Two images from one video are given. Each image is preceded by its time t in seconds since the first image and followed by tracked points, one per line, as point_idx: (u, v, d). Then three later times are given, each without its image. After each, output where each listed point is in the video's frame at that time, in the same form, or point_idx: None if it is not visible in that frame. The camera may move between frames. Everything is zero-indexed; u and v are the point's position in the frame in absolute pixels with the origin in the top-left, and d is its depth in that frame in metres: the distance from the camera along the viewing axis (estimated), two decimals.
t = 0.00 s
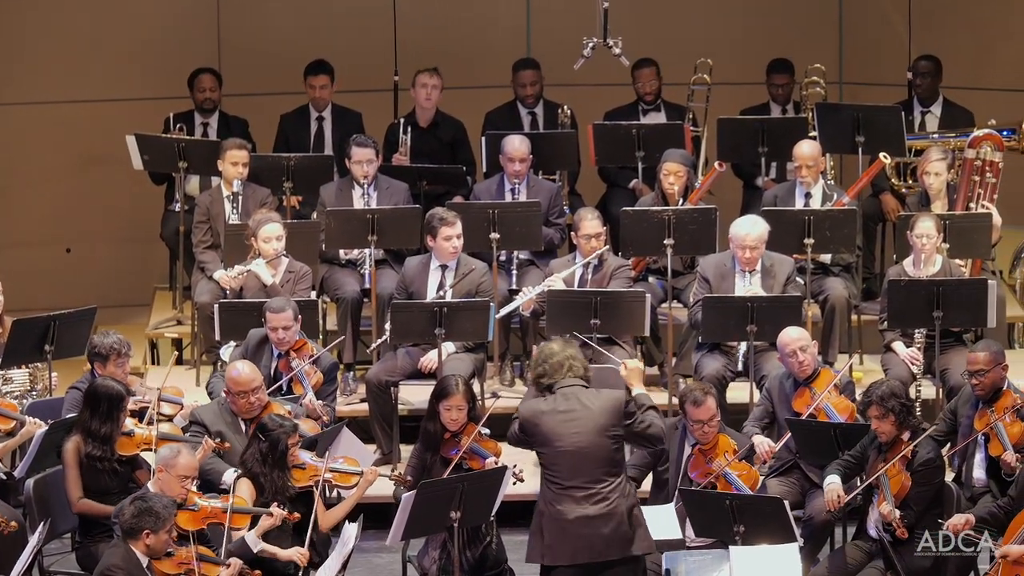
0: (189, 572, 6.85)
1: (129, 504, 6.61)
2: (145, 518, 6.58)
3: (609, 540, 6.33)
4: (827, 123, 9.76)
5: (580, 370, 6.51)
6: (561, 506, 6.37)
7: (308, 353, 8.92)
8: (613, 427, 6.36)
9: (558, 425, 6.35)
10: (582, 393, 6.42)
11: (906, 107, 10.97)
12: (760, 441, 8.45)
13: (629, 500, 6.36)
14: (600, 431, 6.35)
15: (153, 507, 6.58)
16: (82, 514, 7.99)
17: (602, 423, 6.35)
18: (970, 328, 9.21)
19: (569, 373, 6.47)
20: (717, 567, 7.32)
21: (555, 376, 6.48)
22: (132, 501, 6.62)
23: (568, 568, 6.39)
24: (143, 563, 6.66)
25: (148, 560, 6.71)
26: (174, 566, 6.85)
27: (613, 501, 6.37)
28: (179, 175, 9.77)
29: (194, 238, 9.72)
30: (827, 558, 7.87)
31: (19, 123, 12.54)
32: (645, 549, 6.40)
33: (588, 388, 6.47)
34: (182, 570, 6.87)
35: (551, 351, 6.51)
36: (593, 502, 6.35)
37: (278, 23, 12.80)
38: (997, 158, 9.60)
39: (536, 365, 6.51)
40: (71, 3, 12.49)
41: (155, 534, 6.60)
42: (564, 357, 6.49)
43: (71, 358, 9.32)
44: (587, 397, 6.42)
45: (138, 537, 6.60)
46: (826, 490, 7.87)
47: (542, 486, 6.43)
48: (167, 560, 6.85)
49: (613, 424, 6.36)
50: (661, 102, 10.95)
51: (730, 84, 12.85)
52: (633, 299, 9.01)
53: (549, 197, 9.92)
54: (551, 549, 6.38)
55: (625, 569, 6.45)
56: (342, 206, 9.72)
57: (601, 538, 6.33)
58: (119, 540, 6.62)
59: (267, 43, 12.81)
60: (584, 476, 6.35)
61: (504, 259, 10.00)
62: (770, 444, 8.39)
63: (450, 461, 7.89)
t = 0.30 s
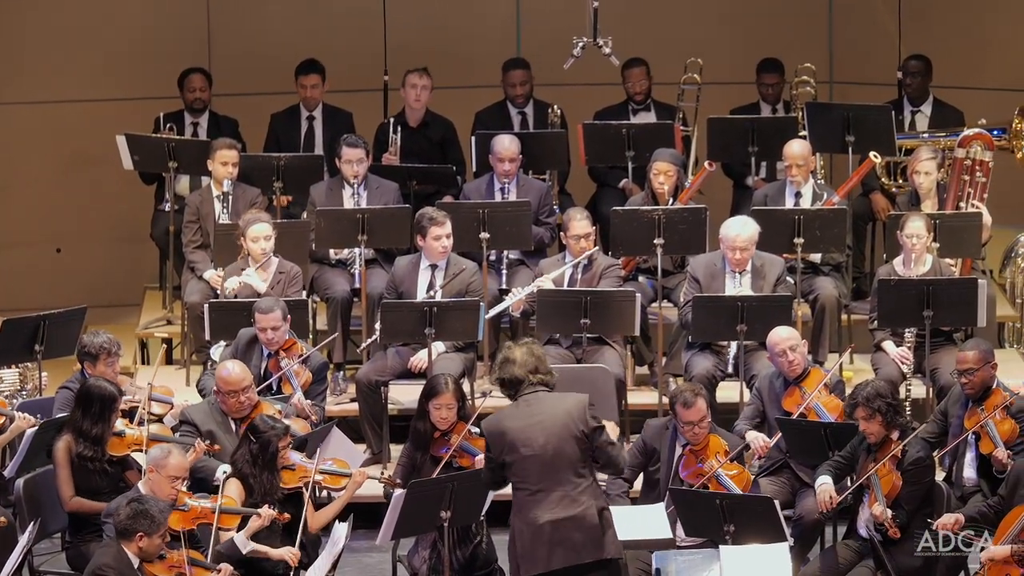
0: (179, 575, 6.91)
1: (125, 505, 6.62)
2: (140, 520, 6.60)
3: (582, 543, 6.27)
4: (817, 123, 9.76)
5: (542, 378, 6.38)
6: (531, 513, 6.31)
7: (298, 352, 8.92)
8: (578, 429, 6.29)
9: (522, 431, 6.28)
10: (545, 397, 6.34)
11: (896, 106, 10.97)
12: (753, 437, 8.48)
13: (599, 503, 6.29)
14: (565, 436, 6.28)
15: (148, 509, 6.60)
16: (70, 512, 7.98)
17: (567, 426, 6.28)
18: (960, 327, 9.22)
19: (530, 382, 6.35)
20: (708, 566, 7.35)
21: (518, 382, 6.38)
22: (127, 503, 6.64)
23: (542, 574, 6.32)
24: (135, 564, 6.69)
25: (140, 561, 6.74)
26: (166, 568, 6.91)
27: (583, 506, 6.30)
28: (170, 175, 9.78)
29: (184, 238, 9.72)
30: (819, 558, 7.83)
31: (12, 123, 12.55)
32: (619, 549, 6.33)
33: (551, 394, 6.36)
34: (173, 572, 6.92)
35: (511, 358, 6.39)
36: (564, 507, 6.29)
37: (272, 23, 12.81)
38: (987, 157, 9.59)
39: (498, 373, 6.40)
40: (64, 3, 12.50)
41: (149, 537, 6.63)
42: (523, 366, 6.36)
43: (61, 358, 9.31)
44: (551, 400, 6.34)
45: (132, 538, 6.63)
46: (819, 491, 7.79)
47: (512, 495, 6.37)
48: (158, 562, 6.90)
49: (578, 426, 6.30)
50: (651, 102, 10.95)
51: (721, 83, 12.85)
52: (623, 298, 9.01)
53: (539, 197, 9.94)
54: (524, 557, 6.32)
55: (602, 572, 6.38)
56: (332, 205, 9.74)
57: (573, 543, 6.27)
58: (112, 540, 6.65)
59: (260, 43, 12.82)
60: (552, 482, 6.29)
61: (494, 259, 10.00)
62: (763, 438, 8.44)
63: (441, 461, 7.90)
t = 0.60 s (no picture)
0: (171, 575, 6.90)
1: (118, 505, 6.65)
2: (134, 521, 6.62)
3: (560, 544, 6.27)
4: (807, 122, 9.76)
5: (520, 378, 6.42)
6: (508, 516, 6.32)
7: (288, 351, 8.91)
8: (553, 430, 6.30)
9: (497, 434, 6.30)
10: (521, 399, 6.37)
11: (886, 106, 10.97)
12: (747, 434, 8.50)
13: (576, 503, 6.29)
14: (539, 437, 6.29)
15: (141, 510, 6.62)
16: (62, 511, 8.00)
17: (541, 428, 6.30)
18: (950, 326, 9.22)
19: (506, 383, 6.39)
20: (697, 564, 7.32)
21: (494, 384, 6.42)
22: (121, 503, 6.66)
23: None
24: (127, 564, 6.69)
25: (133, 561, 6.75)
26: (158, 568, 6.89)
27: (561, 506, 6.31)
28: (160, 174, 9.78)
29: (175, 237, 9.72)
30: (812, 557, 7.81)
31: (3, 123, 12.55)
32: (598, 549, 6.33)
33: (526, 396, 6.40)
34: (165, 572, 6.90)
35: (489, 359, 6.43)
36: (541, 508, 6.29)
37: (264, 22, 12.82)
38: (977, 156, 9.60)
39: (476, 375, 6.44)
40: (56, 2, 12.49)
41: (142, 537, 6.65)
42: (498, 368, 6.41)
43: (51, 357, 9.29)
44: (526, 402, 6.36)
45: (125, 539, 6.64)
46: (814, 488, 7.85)
47: (490, 498, 6.38)
48: (150, 562, 6.88)
49: (553, 426, 6.31)
50: (641, 101, 10.95)
51: (711, 82, 12.85)
52: (613, 298, 9.01)
53: (529, 195, 9.94)
54: (504, 560, 6.32)
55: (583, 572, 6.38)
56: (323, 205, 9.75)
57: (551, 544, 6.27)
58: (105, 540, 6.66)
59: (253, 42, 12.82)
60: (528, 484, 6.30)
61: (484, 259, 10.01)
62: (757, 437, 8.51)
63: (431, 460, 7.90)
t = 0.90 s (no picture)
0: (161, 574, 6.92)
1: (109, 504, 6.65)
2: (124, 520, 6.62)
3: (543, 539, 6.27)
4: (797, 121, 9.76)
5: (506, 368, 6.38)
6: (492, 509, 6.33)
7: (278, 350, 8.92)
8: (538, 425, 6.28)
9: (480, 427, 6.30)
10: (506, 391, 6.35)
11: (877, 105, 10.97)
12: (738, 435, 8.50)
13: (560, 499, 6.28)
14: (523, 431, 6.28)
15: (131, 508, 6.62)
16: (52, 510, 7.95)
17: (526, 422, 6.28)
18: (940, 324, 9.22)
19: (491, 374, 6.36)
20: (688, 564, 7.24)
21: (479, 375, 6.39)
22: (110, 502, 6.66)
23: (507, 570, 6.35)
24: (117, 563, 6.69)
25: (123, 560, 6.74)
26: (148, 567, 6.92)
27: (545, 501, 6.30)
28: (150, 174, 9.78)
29: (165, 236, 9.71)
30: (805, 555, 7.80)
31: None
32: (583, 544, 6.33)
33: (512, 388, 6.37)
34: (155, 571, 6.92)
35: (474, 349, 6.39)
36: (525, 502, 6.29)
37: (257, 22, 12.82)
38: (967, 155, 9.60)
39: (462, 365, 6.41)
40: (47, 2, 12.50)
41: (132, 536, 6.64)
42: (482, 358, 6.36)
43: (41, 356, 9.26)
44: (511, 395, 6.34)
45: (115, 538, 6.63)
46: (809, 485, 7.77)
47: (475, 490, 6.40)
48: (140, 560, 6.89)
49: (537, 420, 6.28)
50: (632, 100, 10.96)
51: (702, 82, 12.86)
52: (603, 297, 9.02)
53: (519, 194, 9.94)
54: (486, 552, 6.35)
55: (568, 567, 6.39)
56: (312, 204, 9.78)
57: (534, 538, 6.28)
58: (95, 539, 6.66)
59: (246, 42, 12.82)
60: (512, 478, 6.31)
61: (475, 258, 10.02)
62: (747, 436, 8.50)
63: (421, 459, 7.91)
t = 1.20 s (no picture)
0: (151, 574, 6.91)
1: (98, 503, 6.64)
2: (113, 518, 6.61)
3: (534, 542, 6.27)
4: (788, 120, 9.77)
5: (497, 369, 6.37)
6: (483, 513, 6.32)
7: (272, 353, 8.90)
8: (528, 429, 6.28)
9: (471, 430, 6.28)
10: (496, 395, 6.34)
11: (867, 104, 10.98)
12: (726, 435, 8.43)
13: (551, 502, 6.28)
14: (513, 435, 6.27)
15: (121, 507, 6.61)
16: (41, 509, 7.93)
17: (516, 426, 6.28)
18: (931, 324, 9.22)
19: (481, 376, 6.35)
20: (678, 563, 7.32)
21: (470, 379, 6.38)
22: (100, 500, 6.65)
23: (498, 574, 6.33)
24: (107, 562, 6.69)
25: (112, 560, 6.75)
26: (138, 567, 6.91)
27: (536, 504, 6.30)
28: (140, 173, 9.79)
29: (155, 236, 9.70)
30: (792, 555, 7.82)
31: None
32: (575, 547, 6.33)
33: (503, 391, 6.36)
34: (144, 570, 6.92)
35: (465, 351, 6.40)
36: (516, 505, 6.29)
37: (248, 22, 12.82)
38: (957, 154, 9.62)
39: (454, 368, 6.41)
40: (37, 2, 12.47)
41: (122, 535, 6.64)
42: (473, 360, 6.36)
43: (31, 356, 9.23)
44: (501, 398, 6.33)
45: (105, 536, 6.63)
46: (792, 487, 7.79)
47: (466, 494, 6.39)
48: (130, 560, 6.90)
49: (528, 423, 6.29)
50: (622, 100, 10.96)
51: (693, 82, 12.87)
52: (594, 296, 9.03)
53: (510, 194, 9.94)
54: (478, 556, 6.33)
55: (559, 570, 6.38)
56: (303, 203, 9.74)
57: (526, 541, 6.27)
58: (85, 538, 6.66)
59: (238, 41, 12.81)
60: (503, 482, 6.30)
61: (465, 257, 10.02)
62: (736, 437, 8.39)
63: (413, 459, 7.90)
